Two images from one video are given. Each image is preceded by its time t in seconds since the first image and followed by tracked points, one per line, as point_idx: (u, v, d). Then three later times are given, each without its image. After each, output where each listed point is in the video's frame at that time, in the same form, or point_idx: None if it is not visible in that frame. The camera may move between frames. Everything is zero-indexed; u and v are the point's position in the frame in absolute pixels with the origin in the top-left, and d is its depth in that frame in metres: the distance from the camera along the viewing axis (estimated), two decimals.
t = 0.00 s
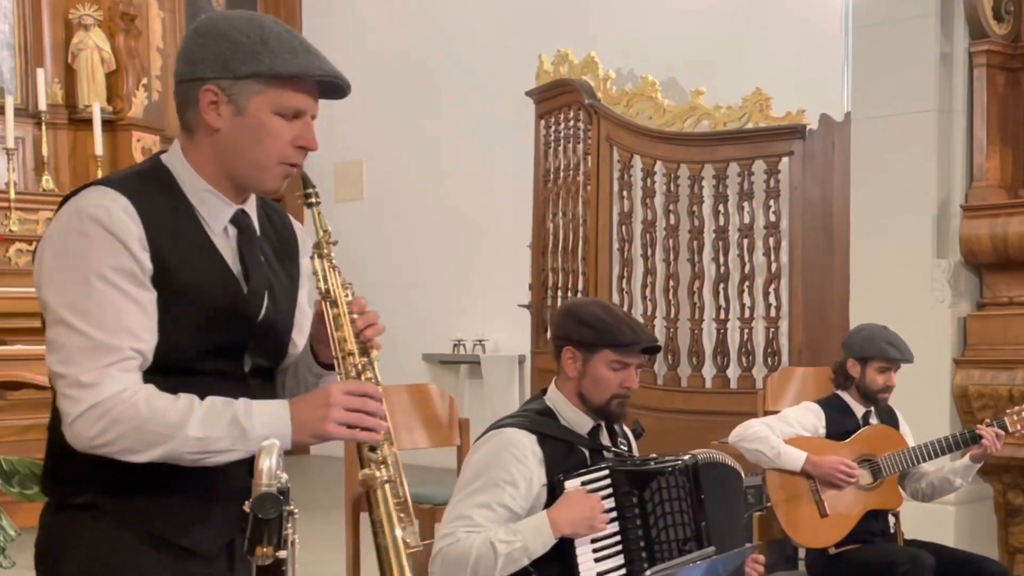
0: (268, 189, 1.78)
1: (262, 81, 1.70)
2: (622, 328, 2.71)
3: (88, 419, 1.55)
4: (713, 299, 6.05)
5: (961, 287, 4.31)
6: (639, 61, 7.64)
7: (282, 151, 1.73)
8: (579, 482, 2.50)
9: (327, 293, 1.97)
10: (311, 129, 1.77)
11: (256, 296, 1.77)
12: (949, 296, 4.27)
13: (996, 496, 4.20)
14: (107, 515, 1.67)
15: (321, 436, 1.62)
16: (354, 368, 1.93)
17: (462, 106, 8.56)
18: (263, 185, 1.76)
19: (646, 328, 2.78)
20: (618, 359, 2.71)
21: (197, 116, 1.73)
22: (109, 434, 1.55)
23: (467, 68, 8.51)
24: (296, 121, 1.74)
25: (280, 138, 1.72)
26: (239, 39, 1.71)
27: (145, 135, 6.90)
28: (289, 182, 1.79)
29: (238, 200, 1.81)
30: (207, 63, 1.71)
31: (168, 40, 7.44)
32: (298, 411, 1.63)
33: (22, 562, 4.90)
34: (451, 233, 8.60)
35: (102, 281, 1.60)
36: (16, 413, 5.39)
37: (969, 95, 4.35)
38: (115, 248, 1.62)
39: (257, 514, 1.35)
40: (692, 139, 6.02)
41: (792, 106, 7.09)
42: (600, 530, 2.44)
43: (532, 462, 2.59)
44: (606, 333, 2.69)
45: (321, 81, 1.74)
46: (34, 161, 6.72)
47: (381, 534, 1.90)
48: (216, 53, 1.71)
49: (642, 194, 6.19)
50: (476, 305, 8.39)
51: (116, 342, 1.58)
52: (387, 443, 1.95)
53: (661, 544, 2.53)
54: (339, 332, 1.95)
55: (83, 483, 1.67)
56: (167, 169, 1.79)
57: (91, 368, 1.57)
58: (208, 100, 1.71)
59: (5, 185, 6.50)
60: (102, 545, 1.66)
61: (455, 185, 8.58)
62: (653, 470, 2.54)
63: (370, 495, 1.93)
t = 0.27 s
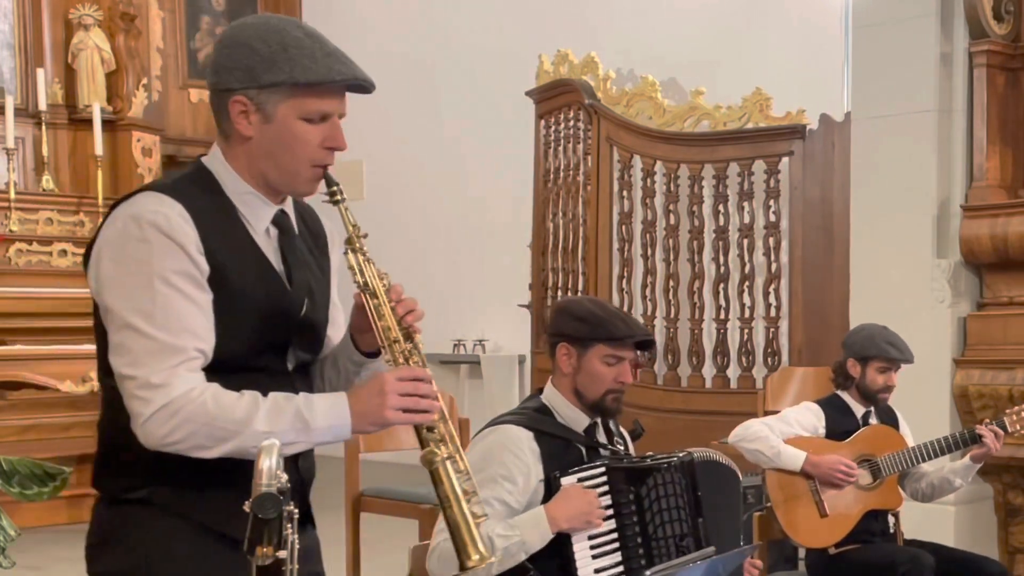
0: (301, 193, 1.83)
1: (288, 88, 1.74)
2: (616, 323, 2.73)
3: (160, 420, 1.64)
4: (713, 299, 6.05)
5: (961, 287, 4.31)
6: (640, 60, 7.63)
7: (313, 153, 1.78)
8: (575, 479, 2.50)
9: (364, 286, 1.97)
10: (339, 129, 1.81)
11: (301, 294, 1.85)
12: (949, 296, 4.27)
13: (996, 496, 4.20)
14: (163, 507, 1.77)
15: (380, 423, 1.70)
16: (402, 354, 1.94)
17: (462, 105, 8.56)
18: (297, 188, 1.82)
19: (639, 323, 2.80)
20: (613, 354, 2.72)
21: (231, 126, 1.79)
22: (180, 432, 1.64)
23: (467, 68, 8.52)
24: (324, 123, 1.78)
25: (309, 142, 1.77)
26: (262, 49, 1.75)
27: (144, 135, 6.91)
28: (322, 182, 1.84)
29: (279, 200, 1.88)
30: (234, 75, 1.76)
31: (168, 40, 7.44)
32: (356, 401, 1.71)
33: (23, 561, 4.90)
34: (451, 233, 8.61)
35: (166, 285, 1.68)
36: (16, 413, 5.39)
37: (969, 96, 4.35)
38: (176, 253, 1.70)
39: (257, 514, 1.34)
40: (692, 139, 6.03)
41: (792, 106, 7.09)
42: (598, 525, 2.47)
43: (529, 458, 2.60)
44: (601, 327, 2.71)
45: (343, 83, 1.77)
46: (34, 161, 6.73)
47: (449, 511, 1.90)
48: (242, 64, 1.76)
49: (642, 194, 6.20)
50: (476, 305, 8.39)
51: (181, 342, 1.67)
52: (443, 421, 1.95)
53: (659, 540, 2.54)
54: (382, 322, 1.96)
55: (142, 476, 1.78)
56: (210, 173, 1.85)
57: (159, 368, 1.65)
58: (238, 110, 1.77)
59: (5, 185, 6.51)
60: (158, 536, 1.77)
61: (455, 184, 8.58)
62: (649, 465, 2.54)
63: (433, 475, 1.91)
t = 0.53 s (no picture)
0: (330, 206, 1.83)
1: (326, 105, 1.74)
2: (603, 319, 2.74)
3: (195, 422, 1.65)
4: (713, 299, 6.05)
5: (961, 287, 4.31)
6: (640, 61, 7.62)
7: (342, 170, 1.77)
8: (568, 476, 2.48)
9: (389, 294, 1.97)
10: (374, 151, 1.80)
11: (331, 299, 1.87)
12: (949, 296, 4.26)
13: (997, 496, 4.20)
14: (201, 505, 1.79)
15: (408, 428, 1.71)
16: (428, 360, 1.93)
17: (462, 105, 8.56)
18: (326, 202, 1.82)
19: (625, 319, 2.81)
20: (601, 349, 2.72)
21: (269, 132, 1.80)
22: (215, 435, 1.65)
23: (467, 69, 8.51)
24: (358, 144, 1.77)
25: (340, 159, 1.76)
26: (306, 64, 1.75)
27: (145, 135, 6.91)
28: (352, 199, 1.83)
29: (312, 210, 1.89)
30: (277, 85, 1.76)
31: (168, 40, 7.45)
32: (384, 407, 1.72)
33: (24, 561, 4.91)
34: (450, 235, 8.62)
35: (204, 292, 1.69)
36: (17, 412, 5.40)
37: (969, 96, 4.35)
38: (214, 260, 1.71)
39: (257, 514, 1.34)
40: (692, 139, 6.04)
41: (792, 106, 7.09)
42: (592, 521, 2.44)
43: (520, 457, 2.59)
44: (588, 322, 2.72)
45: (383, 107, 1.76)
46: (33, 161, 6.73)
47: (480, 511, 1.90)
48: (288, 76, 1.76)
49: (642, 194, 6.20)
50: (476, 305, 8.38)
51: (219, 348, 1.68)
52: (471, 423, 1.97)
53: (653, 535, 2.53)
54: (408, 328, 1.95)
55: (178, 476, 1.79)
56: (246, 181, 1.86)
57: (197, 372, 1.67)
58: (277, 119, 1.77)
59: (5, 185, 6.51)
60: (191, 534, 1.78)
61: (456, 184, 8.58)
62: (639, 460, 2.54)
63: (463, 476, 1.93)
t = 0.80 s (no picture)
0: (342, 214, 1.84)
1: (346, 117, 1.74)
2: (581, 314, 2.75)
3: (196, 417, 1.66)
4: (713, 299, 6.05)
5: (961, 287, 4.31)
6: (639, 61, 7.62)
7: (357, 182, 1.78)
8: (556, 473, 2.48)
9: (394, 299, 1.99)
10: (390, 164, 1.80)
11: (343, 303, 1.87)
12: (949, 296, 4.26)
13: (997, 496, 4.20)
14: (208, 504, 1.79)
15: (406, 434, 1.70)
16: (431, 366, 1.94)
17: (462, 104, 8.56)
18: (340, 211, 1.83)
19: (602, 315, 2.83)
20: (579, 344, 2.73)
21: (288, 136, 1.80)
22: (218, 433, 1.66)
23: (467, 69, 8.51)
24: (375, 157, 1.77)
25: (356, 170, 1.77)
26: (329, 74, 1.75)
27: (145, 135, 6.91)
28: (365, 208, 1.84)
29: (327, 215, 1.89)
30: (299, 91, 1.76)
31: (167, 40, 7.45)
32: (385, 413, 1.71)
33: (24, 561, 4.91)
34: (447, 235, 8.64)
35: (212, 291, 1.70)
36: (17, 413, 5.40)
37: (969, 95, 4.35)
38: (224, 259, 1.71)
39: (257, 514, 1.34)
40: (692, 139, 6.04)
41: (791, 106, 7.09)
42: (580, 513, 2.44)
43: (507, 454, 2.60)
44: (565, 317, 2.73)
45: (402, 125, 1.75)
46: (33, 160, 6.73)
47: (478, 519, 1.90)
48: (311, 84, 1.76)
49: (642, 194, 6.21)
50: (476, 305, 8.38)
51: (225, 347, 1.69)
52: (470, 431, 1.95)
53: (643, 528, 2.52)
54: (413, 334, 1.96)
55: (186, 474, 1.79)
56: (264, 184, 1.86)
57: (203, 369, 1.67)
58: (297, 125, 1.78)
59: (5, 185, 6.52)
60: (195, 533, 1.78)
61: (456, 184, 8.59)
62: (626, 454, 2.54)
63: (461, 483, 1.92)
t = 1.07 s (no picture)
0: (326, 189, 1.84)
1: (311, 89, 1.75)
2: (557, 310, 2.75)
3: (197, 388, 1.64)
4: (713, 299, 6.05)
5: (961, 287, 4.31)
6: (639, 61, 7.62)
7: (334, 153, 1.78)
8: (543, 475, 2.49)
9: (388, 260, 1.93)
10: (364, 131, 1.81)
11: (325, 291, 1.85)
12: (949, 296, 4.26)
13: (997, 496, 4.20)
14: (193, 501, 1.78)
15: (415, 380, 1.66)
16: (433, 317, 1.86)
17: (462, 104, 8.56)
18: (323, 187, 1.83)
19: (577, 309, 2.83)
20: (559, 340, 2.73)
21: (259, 125, 1.82)
22: (219, 400, 1.64)
23: (467, 69, 8.51)
24: (346, 126, 1.78)
25: (331, 141, 1.77)
26: (289, 52, 1.77)
27: (145, 135, 6.91)
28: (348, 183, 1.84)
29: (308, 199, 1.89)
30: (263, 76, 1.78)
31: (168, 39, 7.44)
32: (390, 364, 1.68)
33: (23, 561, 4.91)
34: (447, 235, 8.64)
35: (198, 267, 1.70)
36: (16, 413, 5.40)
37: (969, 95, 4.35)
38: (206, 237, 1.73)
39: (257, 514, 1.34)
40: (692, 139, 6.04)
41: (791, 106, 7.09)
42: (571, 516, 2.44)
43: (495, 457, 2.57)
44: (543, 314, 2.73)
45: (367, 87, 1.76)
46: (33, 160, 6.73)
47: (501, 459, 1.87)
48: (275, 64, 1.77)
49: (642, 194, 6.21)
50: (477, 305, 8.38)
51: (218, 317, 1.68)
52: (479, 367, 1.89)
53: (632, 525, 2.51)
54: (410, 292, 1.89)
55: (174, 471, 1.79)
56: (243, 176, 1.87)
57: (198, 342, 1.67)
58: (266, 110, 1.79)
59: (5, 185, 6.51)
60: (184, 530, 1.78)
61: (455, 184, 8.59)
62: (611, 452, 2.53)
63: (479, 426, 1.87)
